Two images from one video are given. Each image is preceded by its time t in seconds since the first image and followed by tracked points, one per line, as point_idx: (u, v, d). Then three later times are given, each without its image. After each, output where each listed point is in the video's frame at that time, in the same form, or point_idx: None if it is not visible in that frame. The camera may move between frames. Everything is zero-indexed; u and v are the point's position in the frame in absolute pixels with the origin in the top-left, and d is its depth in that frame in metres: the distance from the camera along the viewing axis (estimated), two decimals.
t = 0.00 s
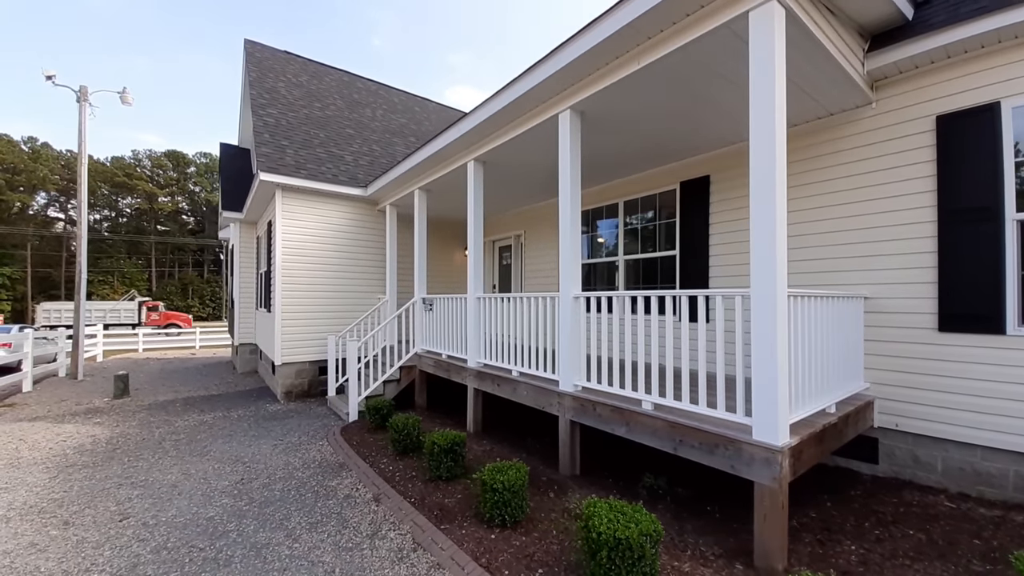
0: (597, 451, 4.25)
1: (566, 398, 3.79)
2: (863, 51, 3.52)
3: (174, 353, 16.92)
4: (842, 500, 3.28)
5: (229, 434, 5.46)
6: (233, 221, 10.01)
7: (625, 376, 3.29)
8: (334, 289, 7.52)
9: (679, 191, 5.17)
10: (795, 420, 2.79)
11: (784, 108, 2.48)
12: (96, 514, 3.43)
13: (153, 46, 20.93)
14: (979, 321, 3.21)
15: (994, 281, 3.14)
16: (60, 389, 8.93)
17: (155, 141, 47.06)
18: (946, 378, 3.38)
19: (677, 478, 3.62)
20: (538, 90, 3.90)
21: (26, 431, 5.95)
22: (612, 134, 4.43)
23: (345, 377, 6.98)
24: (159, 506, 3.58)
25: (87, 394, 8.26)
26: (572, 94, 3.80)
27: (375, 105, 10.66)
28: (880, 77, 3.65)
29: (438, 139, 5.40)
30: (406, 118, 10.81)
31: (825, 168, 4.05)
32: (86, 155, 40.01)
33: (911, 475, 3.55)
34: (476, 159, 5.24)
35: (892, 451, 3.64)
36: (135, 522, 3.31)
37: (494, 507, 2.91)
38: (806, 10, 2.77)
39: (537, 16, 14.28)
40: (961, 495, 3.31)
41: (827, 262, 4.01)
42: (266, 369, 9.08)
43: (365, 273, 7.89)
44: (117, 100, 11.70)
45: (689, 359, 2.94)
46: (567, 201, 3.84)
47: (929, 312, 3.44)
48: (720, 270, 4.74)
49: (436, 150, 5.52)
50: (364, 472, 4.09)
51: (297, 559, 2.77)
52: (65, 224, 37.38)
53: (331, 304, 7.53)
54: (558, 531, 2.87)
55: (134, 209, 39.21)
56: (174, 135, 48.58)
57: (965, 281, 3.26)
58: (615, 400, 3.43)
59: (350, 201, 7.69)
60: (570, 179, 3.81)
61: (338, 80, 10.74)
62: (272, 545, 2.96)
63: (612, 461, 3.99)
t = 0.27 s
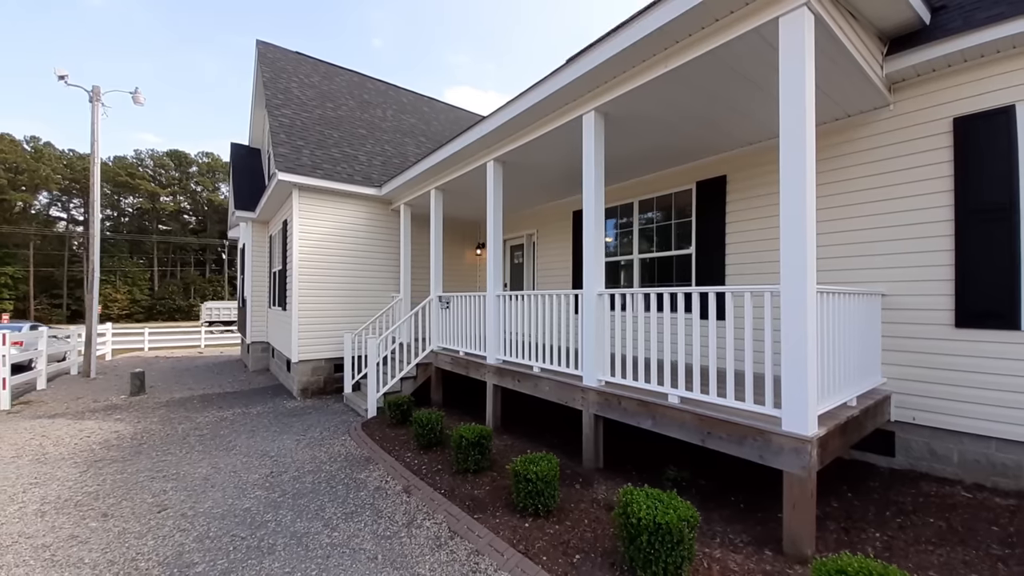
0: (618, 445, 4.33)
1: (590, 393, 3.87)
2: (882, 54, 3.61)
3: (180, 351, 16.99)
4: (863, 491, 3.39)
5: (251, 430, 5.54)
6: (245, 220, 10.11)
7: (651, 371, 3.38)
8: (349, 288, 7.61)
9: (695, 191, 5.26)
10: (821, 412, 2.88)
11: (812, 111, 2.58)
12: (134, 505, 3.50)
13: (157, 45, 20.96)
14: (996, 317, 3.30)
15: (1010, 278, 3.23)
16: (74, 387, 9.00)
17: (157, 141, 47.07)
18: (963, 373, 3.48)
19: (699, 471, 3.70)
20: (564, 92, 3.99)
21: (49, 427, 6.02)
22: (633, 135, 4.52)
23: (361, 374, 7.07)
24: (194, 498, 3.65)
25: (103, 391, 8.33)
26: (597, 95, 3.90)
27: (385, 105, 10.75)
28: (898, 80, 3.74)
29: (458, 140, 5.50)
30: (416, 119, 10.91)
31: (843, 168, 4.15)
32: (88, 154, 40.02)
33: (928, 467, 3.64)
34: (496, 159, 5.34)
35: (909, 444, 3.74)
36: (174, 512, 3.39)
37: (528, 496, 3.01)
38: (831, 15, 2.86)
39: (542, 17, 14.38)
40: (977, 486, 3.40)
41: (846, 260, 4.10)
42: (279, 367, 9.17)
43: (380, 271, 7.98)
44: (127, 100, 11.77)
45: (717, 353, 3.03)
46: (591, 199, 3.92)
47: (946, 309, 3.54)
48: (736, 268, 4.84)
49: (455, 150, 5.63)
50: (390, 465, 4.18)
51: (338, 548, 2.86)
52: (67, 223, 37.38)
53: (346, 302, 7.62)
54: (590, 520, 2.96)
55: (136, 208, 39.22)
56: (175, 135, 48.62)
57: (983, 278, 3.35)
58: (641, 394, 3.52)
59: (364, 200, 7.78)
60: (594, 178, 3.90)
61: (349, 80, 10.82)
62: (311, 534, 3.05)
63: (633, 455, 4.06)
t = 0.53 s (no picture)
0: (635, 442, 4.37)
1: (608, 390, 3.92)
2: (898, 55, 3.64)
3: (186, 351, 17.05)
4: (881, 487, 3.44)
5: (268, 428, 5.59)
6: (255, 221, 10.18)
7: (671, 369, 3.42)
8: (360, 287, 7.67)
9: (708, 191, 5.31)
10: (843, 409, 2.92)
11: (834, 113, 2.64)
12: (161, 502, 3.54)
13: (161, 46, 21.01)
14: (1012, 315, 3.35)
15: None
16: (86, 386, 9.06)
17: (158, 140, 47.12)
18: (978, 370, 3.52)
19: (717, 467, 3.75)
20: (582, 93, 4.04)
21: (66, 426, 6.07)
22: (648, 136, 4.57)
23: (373, 372, 7.13)
24: (220, 494, 3.69)
25: (116, 390, 8.39)
26: (615, 97, 3.95)
27: (393, 106, 10.80)
28: (913, 81, 3.78)
29: (473, 140, 5.55)
30: (423, 119, 10.95)
31: (858, 168, 4.19)
32: (90, 155, 40.12)
33: (944, 464, 3.69)
34: (510, 160, 5.38)
35: (925, 441, 3.78)
36: (201, 508, 3.43)
37: (552, 492, 3.05)
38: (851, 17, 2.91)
39: (547, 18, 14.43)
40: (992, 482, 3.45)
41: (861, 259, 4.14)
42: (289, 366, 9.23)
43: (391, 271, 8.01)
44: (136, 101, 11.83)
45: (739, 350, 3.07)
46: (608, 200, 3.96)
47: (962, 307, 3.58)
48: (749, 267, 4.90)
49: (470, 150, 5.67)
50: (410, 463, 4.23)
51: (368, 543, 2.90)
52: (70, 223, 37.50)
53: (358, 302, 7.67)
54: (614, 515, 3.00)
55: (138, 208, 39.29)
56: (177, 135, 48.68)
57: (1001, 277, 3.39)
58: (660, 391, 3.56)
59: (375, 201, 7.83)
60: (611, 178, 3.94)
61: (357, 81, 10.87)
62: (340, 529, 3.10)
63: (651, 452, 4.11)
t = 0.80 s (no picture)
0: (652, 442, 4.34)
1: (626, 390, 3.88)
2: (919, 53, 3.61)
3: (188, 351, 17.01)
4: (904, 487, 3.42)
5: (279, 428, 5.55)
6: (261, 220, 10.16)
7: (693, 368, 3.39)
8: (368, 287, 7.64)
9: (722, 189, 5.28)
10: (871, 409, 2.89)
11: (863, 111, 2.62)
12: (177, 503, 3.50)
13: (163, 44, 20.94)
14: None
15: None
16: (91, 386, 9.01)
17: (158, 140, 46.99)
18: (1001, 370, 3.49)
19: (738, 468, 3.72)
20: (600, 91, 4.01)
21: (74, 426, 6.02)
22: (665, 135, 4.54)
23: (382, 372, 7.11)
24: (236, 495, 3.65)
25: (122, 390, 8.36)
26: (634, 95, 3.91)
27: (399, 104, 10.76)
28: (934, 79, 3.75)
29: (485, 139, 5.52)
30: (429, 118, 10.92)
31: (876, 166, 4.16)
32: (90, 154, 40.01)
33: (966, 464, 3.66)
34: (523, 158, 5.34)
35: (947, 441, 3.75)
36: (218, 509, 3.39)
37: (575, 493, 3.02)
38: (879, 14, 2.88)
39: (550, 18, 14.42)
40: (1016, 482, 3.43)
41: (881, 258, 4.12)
42: (296, 366, 9.20)
43: (398, 271, 7.99)
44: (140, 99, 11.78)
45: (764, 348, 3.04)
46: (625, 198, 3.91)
47: (984, 306, 3.56)
48: (765, 267, 4.89)
49: (481, 149, 5.64)
50: (426, 463, 4.19)
51: (390, 544, 2.86)
52: (69, 223, 37.42)
53: (365, 301, 7.64)
54: (639, 517, 2.97)
55: (139, 208, 39.22)
56: (177, 134, 48.59)
57: None
58: (681, 391, 3.53)
59: (383, 199, 7.80)
60: (629, 176, 3.89)
61: (362, 79, 10.83)
62: (361, 530, 3.06)
63: (669, 452, 4.07)
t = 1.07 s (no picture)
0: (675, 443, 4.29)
1: (652, 390, 3.82)
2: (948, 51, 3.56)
3: (191, 350, 16.92)
4: (936, 489, 3.38)
5: (293, 429, 5.49)
6: (268, 219, 10.09)
7: (725, 368, 3.35)
8: (377, 286, 7.59)
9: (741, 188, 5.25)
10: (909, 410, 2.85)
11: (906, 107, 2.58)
12: (199, 505, 3.43)
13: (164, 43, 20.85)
14: None
15: None
16: (98, 386, 8.94)
17: (158, 139, 46.87)
18: None
19: (765, 469, 3.68)
20: (624, 87, 3.97)
21: (84, 426, 5.95)
22: (687, 132, 4.49)
23: (394, 372, 7.06)
24: (257, 497, 3.60)
25: (130, 390, 8.30)
26: (659, 91, 3.87)
27: (406, 103, 10.71)
28: (962, 76, 3.71)
29: (501, 137, 5.47)
30: (437, 117, 10.87)
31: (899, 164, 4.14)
32: (90, 154, 39.90)
33: (996, 465, 3.61)
34: (541, 156, 5.29)
35: (976, 441, 3.70)
36: (241, 512, 3.34)
37: (607, 497, 2.96)
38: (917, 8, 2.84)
39: (556, 18, 14.38)
40: None
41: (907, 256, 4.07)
42: (304, 366, 9.15)
43: (409, 270, 7.93)
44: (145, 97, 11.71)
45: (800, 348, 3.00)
46: (650, 195, 3.85)
47: (1015, 305, 3.52)
48: (786, 266, 4.85)
49: (498, 147, 5.59)
50: (447, 465, 4.14)
51: (421, 548, 2.81)
52: (70, 223, 37.34)
53: (376, 301, 7.60)
54: (674, 521, 2.91)
55: (140, 208, 39.13)
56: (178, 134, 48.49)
57: None
58: (709, 392, 3.47)
59: (393, 198, 7.74)
60: (654, 173, 3.83)
61: (370, 78, 10.78)
62: (389, 534, 3.01)
63: (694, 453, 4.02)
